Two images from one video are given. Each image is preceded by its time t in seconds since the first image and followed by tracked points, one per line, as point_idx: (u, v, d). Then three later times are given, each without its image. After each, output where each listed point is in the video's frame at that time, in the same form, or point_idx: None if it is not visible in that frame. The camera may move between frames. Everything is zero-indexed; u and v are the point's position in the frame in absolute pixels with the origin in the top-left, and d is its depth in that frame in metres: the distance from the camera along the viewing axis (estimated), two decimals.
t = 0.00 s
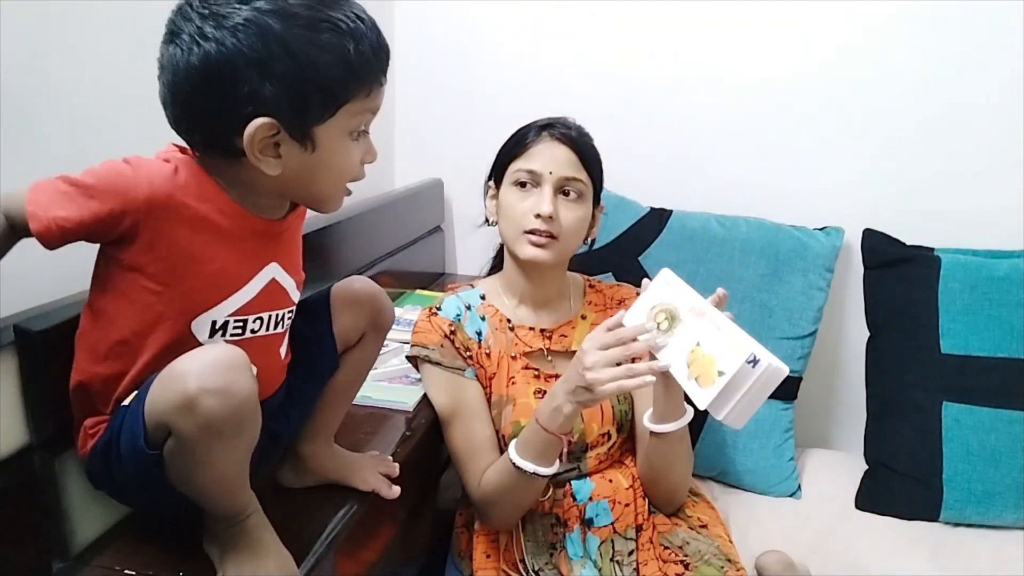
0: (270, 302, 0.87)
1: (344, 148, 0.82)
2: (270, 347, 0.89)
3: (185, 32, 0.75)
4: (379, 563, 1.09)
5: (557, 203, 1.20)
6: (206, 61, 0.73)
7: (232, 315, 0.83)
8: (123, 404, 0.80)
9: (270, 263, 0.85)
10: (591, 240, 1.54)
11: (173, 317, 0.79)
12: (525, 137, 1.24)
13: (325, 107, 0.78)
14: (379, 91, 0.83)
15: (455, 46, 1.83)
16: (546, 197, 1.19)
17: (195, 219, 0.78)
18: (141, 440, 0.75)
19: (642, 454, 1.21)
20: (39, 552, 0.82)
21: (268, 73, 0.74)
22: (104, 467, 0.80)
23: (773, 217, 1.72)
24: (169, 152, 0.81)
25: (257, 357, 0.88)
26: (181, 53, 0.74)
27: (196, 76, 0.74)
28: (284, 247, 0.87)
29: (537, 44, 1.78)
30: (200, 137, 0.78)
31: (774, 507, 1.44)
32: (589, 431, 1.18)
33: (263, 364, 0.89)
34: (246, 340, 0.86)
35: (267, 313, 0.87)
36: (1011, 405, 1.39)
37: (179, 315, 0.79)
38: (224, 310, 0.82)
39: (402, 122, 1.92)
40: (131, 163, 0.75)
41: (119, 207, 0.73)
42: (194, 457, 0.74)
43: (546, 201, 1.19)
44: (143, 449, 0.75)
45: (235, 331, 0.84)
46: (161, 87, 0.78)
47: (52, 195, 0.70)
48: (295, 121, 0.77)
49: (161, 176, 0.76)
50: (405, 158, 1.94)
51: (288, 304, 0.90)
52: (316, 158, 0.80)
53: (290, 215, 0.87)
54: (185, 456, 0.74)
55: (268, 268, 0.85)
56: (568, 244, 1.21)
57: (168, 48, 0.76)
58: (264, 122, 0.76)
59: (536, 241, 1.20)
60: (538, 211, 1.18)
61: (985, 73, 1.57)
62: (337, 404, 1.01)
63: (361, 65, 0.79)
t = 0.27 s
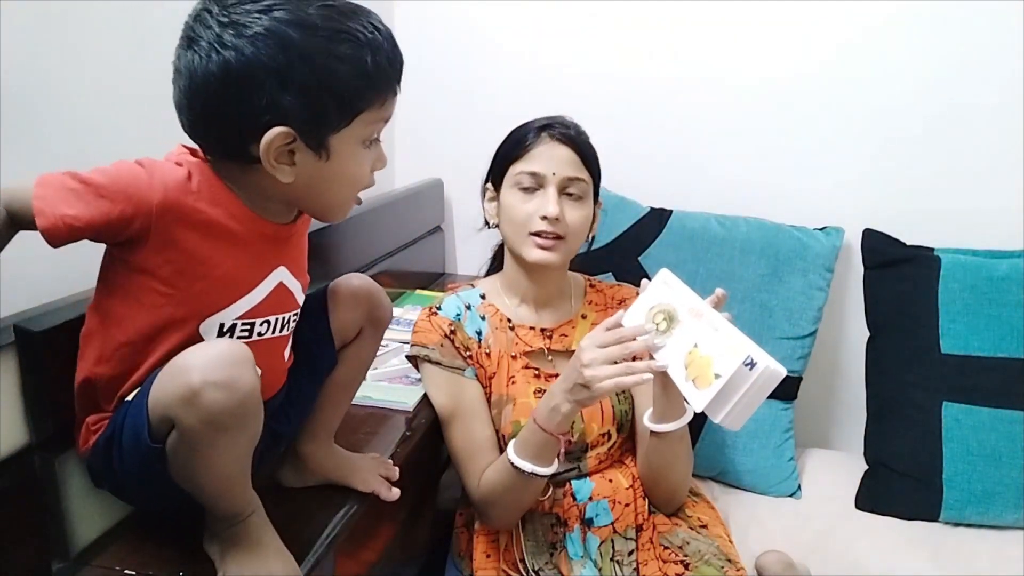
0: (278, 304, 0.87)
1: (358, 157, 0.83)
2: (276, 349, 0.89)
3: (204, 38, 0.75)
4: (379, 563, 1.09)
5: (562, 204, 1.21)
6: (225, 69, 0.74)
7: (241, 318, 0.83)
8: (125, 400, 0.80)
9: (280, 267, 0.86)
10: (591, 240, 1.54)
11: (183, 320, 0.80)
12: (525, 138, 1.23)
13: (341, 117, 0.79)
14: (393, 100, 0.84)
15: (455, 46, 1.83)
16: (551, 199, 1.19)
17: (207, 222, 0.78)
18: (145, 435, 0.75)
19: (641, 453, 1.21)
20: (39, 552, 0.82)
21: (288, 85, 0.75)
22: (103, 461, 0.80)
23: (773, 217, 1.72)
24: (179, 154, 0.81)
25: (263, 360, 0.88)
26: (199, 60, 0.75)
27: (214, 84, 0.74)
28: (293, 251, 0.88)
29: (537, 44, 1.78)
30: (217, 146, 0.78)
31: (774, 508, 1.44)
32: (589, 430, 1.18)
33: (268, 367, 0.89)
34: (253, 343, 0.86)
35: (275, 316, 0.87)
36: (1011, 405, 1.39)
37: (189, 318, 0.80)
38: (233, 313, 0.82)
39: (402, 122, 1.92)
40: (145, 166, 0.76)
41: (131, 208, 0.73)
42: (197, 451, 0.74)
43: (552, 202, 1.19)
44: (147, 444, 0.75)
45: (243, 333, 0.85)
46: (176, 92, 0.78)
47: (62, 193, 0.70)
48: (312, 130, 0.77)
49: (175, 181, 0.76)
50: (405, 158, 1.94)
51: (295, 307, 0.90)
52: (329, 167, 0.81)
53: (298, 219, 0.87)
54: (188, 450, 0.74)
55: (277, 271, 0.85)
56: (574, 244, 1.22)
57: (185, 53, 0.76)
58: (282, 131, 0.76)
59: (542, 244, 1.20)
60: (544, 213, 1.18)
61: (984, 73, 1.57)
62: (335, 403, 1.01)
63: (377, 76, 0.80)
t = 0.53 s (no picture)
0: (278, 305, 0.87)
1: (360, 155, 0.83)
2: (276, 351, 0.89)
3: (209, 37, 0.75)
4: (378, 563, 1.10)
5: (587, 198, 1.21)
6: (230, 67, 0.74)
7: (242, 319, 0.84)
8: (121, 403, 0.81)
9: (279, 269, 0.86)
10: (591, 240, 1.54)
11: (185, 323, 0.80)
12: (529, 143, 1.19)
13: (344, 116, 0.79)
14: (391, 103, 0.84)
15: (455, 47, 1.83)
16: (581, 195, 1.19)
17: (204, 221, 0.79)
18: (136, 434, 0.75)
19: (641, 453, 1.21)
20: (38, 552, 0.82)
21: (294, 83, 0.75)
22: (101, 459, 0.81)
23: (773, 217, 1.72)
24: (181, 158, 0.82)
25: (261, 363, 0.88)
26: (204, 58, 0.75)
27: (219, 82, 0.75)
28: (291, 250, 0.88)
29: (538, 44, 1.78)
30: (222, 144, 0.78)
31: (774, 508, 1.44)
32: (590, 429, 1.19)
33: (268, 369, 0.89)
34: (255, 345, 0.86)
35: (277, 318, 0.87)
36: (1011, 405, 1.39)
37: (192, 319, 0.80)
38: (234, 315, 0.83)
39: (403, 122, 1.92)
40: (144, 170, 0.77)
41: (130, 210, 0.74)
42: (179, 453, 0.74)
43: (581, 198, 1.19)
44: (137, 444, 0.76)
45: (245, 336, 0.85)
46: (181, 89, 0.78)
47: (67, 206, 0.72)
48: (315, 129, 0.78)
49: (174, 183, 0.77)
50: (406, 158, 1.94)
51: (295, 309, 0.90)
52: (332, 165, 0.81)
53: (298, 219, 0.88)
54: (170, 453, 0.74)
55: (277, 272, 0.86)
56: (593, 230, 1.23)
57: (190, 52, 0.76)
58: (285, 129, 0.77)
59: (580, 238, 1.20)
60: (575, 209, 1.18)
61: (984, 73, 1.57)
62: (327, 400, 1.01)
63: (381, 77, 0.80)
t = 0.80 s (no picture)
0: (292, 311, 0.88)
1: (381, 157, 0.84)
2: (288, 355, 0.91)
3: (236, 30, 0.76)
4: (378, 564, 1.10)
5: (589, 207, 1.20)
6: (257, 61, 0.75)
7: (259, 324, 0.85)
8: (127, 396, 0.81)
9: (297, 272, 0.87)
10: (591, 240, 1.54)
11: (200, 322, 0.81)
12: (533, 150, 1.18)
13: (367, 115, 0.80)
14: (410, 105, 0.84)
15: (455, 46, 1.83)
16: (581, 207, 1.19)
17: (223, 223, 0.79)
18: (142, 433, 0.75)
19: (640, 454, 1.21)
20: (39, 551, 0.82)
21: (318, 78, 0.76)
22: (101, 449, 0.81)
23: (773, 217, 1.72)
24: (207, 154, 0.83)
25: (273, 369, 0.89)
26: (230, 52, 0.76)
27: (245, 76, 0.76)
28: (308, 257, 0.89)
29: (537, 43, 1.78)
30: (244, 136, 0.79)
31: (774, 507, 1.44)
32: (590, 429, 1.19)
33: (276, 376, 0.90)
34: (269, 349, 0.87)
35: (291, 322, 0.89)
36: (1011, 404, 1.39)
37: (207, 319, 0.81)
38: (251, 318, 0.84)
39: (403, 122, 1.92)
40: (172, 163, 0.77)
41: (155, 205, 0.74)
42: (182, 462, 0.75)
43: (584, 209, 1.19)
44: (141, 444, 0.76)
45: (259, 340, 0.86)
46: (203, 82, 0.79)
47: (87, 188, 0.72)
48: (337, 128, 0.79)
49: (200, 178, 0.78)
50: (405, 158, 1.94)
51: (309, 311, 0.92)
52: (353, 165, 0.82)
53: (315, 222, 0.89)
54: (173, 462, 0.75)
55: (294, 276, 0.87)
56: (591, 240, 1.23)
57: (215, 44, 0.77)
58: (310, 127, 0.78)
59: (580, 250, 1.20)
60: (578, 219, 1.18)
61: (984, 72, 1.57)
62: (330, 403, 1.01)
63: (403, 78, 0.81)
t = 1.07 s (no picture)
0: (320, 270, 0.86)
1: (403, 108, 0.79)
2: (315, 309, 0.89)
3: None
4: (377, 565, 1.10)
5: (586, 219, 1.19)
6: None
7: (290, 282, 0.83)
8: (170, 356, 0.81)
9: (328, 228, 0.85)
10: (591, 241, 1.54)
11: (223, 280, 0.80)
12: (532, 158, 1.18)
13: (385, 51, 0.75)
14: (452, 49, 0.80)
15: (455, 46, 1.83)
16: (577, 217, 1.18)
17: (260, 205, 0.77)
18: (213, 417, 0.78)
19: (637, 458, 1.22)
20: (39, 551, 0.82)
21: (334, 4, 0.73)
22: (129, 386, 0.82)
23: (773, 217, 1.72)
24: (231, 103, 0.78)
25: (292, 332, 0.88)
26: None
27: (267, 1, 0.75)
28: (336, 214, 0.87)
29: (536, 43, 1.78)
30: (276, 68, 0.78)
31: (773, 507, 1.44)
32: (589, 432, 1.19)
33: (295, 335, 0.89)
34: (298, 305, 0.86)
35: (320, 278, 0.87)
36: (1011, 404, 1.39)
37: (238, 276, 0.80)
38: (282, 276, 0.82)
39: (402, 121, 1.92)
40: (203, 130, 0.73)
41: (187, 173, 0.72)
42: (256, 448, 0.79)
43: (579, 220, 1.18)
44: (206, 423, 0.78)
45: (286, 301, 0.84)
46: (240, 18, 0.78)
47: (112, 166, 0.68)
48: (347, 55, 0.74)
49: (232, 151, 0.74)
50: (405, 158, 1.94)
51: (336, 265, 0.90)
52: (367, 104, 0.77)
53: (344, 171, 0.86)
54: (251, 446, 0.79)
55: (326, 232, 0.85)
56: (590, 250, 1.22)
57: None
58: (316, 49, 0.74)
59: (572, 261, 1.18)
60: (571, 231, 1.17)
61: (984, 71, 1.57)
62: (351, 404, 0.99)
63: (434, 20, 0.76)
